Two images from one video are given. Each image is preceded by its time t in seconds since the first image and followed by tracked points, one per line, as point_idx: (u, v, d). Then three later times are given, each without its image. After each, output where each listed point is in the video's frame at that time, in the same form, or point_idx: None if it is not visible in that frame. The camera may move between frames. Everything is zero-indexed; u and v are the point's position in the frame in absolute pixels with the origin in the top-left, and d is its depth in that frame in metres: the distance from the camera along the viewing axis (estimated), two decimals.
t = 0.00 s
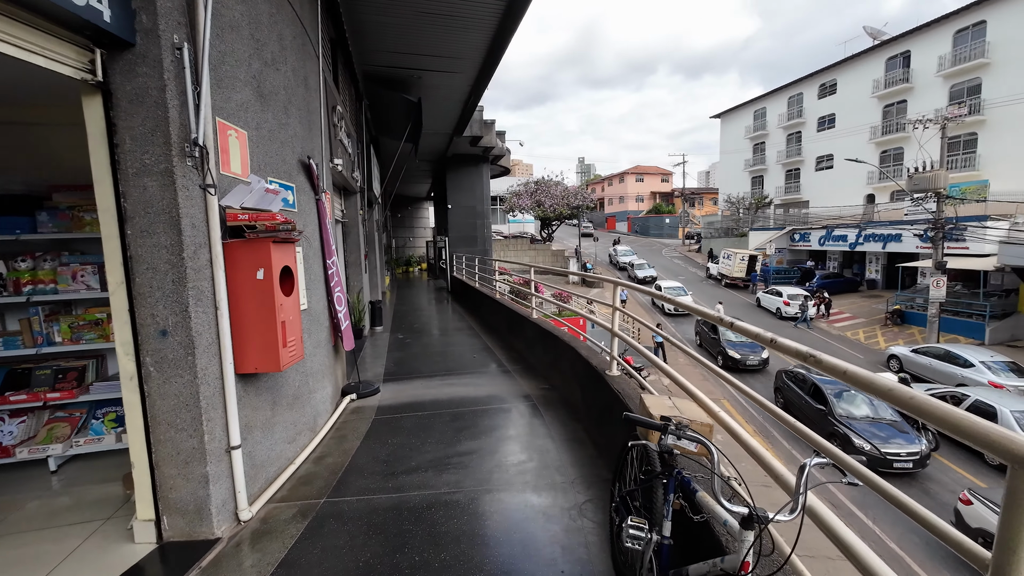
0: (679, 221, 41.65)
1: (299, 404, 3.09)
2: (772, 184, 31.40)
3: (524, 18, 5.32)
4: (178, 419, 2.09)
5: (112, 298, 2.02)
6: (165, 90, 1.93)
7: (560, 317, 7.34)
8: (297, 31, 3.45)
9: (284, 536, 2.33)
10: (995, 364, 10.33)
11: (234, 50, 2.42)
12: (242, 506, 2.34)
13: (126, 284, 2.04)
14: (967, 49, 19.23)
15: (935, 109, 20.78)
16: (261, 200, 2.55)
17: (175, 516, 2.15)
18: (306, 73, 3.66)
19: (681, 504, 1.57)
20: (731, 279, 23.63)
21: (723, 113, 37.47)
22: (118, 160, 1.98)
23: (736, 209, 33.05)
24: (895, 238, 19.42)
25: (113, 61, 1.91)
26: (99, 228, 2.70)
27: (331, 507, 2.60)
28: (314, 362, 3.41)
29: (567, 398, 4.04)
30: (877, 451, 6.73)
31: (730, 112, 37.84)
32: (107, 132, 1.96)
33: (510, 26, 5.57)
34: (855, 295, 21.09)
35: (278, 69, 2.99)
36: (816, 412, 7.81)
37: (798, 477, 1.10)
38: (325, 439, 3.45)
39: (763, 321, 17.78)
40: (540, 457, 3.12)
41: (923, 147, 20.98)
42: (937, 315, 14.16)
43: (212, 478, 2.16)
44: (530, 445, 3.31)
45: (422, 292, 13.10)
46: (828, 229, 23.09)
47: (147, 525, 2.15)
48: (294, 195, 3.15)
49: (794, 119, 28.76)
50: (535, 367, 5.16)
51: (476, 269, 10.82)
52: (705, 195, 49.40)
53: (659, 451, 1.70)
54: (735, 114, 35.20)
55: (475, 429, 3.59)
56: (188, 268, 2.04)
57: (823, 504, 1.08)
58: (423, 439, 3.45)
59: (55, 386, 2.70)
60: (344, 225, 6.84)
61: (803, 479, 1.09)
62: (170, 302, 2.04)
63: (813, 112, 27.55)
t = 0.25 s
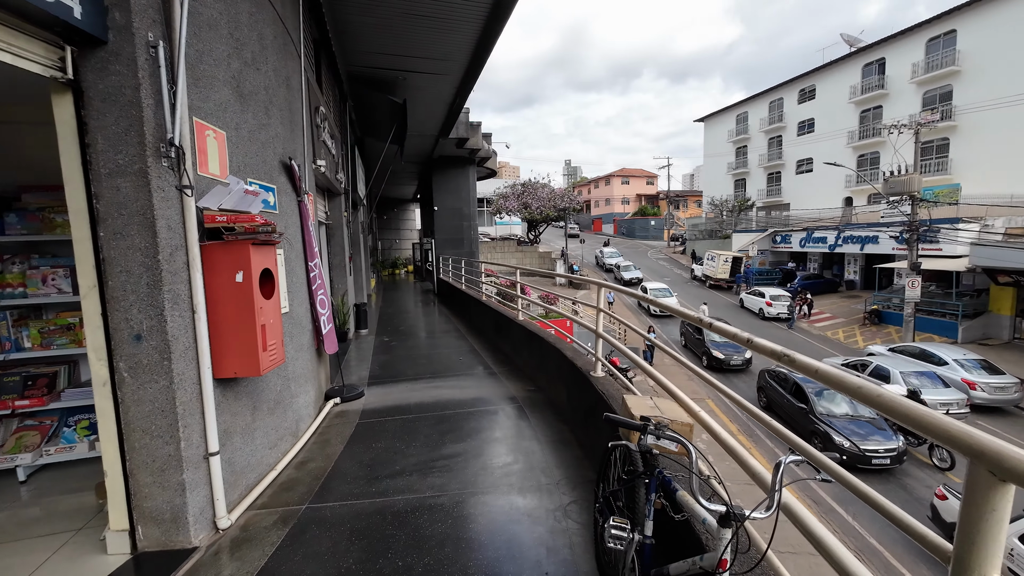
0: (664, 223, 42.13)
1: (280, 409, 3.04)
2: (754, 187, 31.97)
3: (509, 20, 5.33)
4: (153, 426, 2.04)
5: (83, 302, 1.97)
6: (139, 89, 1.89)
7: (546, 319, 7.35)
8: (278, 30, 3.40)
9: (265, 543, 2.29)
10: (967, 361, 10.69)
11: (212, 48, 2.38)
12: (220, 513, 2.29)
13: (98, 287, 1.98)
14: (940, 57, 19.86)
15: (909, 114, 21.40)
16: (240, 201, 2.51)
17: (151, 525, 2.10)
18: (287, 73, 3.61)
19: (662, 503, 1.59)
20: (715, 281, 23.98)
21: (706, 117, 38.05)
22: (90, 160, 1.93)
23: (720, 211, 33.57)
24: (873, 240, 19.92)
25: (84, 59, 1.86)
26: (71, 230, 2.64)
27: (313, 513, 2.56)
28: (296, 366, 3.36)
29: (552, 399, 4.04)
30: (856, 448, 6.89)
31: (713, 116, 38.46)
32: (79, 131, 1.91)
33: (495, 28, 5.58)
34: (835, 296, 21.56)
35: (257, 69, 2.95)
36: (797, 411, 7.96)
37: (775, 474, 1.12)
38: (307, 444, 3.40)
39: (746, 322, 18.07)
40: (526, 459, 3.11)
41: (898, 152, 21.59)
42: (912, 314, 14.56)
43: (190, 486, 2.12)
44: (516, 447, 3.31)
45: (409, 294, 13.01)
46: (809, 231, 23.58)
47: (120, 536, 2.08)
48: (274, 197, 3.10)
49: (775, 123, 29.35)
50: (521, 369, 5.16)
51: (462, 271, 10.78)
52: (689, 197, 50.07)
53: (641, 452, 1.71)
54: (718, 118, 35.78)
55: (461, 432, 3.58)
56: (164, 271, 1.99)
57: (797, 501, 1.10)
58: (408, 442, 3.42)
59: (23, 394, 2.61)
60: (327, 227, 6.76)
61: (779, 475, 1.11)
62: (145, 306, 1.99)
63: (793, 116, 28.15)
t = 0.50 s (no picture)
0: (652, 224, 42.48)
1: (264, 412, 2.99)
2: (740, 189, 32.39)
3: (497, 21, 5.33)
4: (132, 431, 1.99)
5: (59, 304, 1.92)
6: (117, 85, 1.84)
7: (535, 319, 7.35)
8: (262, 28, 3.36)
9: (248, 549, 2.25)
10: (946, 359, 10.96)
11: (193, 45, 2.33)
12: (202, 519, 2.24)
13: (74, 288, 1.93)
14: (919, 62, 20.34)
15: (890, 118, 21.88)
16: (223, 201, 2.46)
17: (129, 532, 2.04)
18: (272, 72, 3.56)
19: (649, 502, 1.60)
20: (702, 281, 24.22)
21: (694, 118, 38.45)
22: (65, 158, 1.88)
23: (707, 212, 33.95)
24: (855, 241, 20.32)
25: (59, 54, 1.82)
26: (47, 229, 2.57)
27: (299, 517, 2.52)
28: (281, 368, 3.31)
29: (541, 400, 4.04)
30: (840, 445, 7.02)
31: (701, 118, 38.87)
32: (54, 128, 1.86)
33: (483, 28, 5.58)
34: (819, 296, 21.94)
35: (241, 66, 2.90)
36: (783, 409, 8.08)
37: (758, 472, 1.12)
38: (293, 446, 3.36)
39: (733, 321, 18.30)
40: (514, 460, 3.11)
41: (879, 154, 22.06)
42: (894, 313, 14.87)
43: (170, 491, 2.07)
44: (505, 447, 3.30)
45: (398, 295, 12.92)
46: (794, 232, 23.96)
47: (97, 543, 2.03)
48: (258, 196, 3.06)
49: (761, 126, 29.76)
50: (510, 369, 5.16)
51: (451, 272, 10.74)
52: (677, 199, 50.56)
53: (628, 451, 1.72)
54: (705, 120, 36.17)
55: (449, 433, 3.56)
56: (143, 271, 1.95)
57: (780, 498, 1.11)
58: (395, 444, 3.39)
59: None
60: (314, 227, 6.69)
61: (761, 472, 1.12)
62: (123, 308, 1.94)
63: (778, 119, 28.59)
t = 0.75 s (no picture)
0: (643, 224, 42.74)
1: (252, 414, 2.95)
2: (729, 190, 32.73)
3: (488, 21, 5.34)
4: (114, 435, 1.95)
5: (37, 305, 1.87)
6: (99, 82, 1.81)
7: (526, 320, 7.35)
8: (249, 25, 3.31)
9: (234, 553, 2.21)
10: (930, 358, 11.11)
11: (178, 42, 2.30)
12: (187, 523, 2.21)
13: (54, 290, 1.88)
14: (903, 66, 20.72)
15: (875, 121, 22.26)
16: (209, 200, 2.42)
17: (112, 538, 2.00)
18: (259, 70, 3.52)
19: (638, 502, 1.60)
20: (692, 281, 24.41)
21: (684, 120, 38.77)
22: (45, 156, 1.84)
23: (697, 214, 34.24)
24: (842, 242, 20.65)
25: (38, 49, 1.78)
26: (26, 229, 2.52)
27: (287, 521, 2.49)
28: (269, 369, 3.27)
29: (532, 400, 4.05)
30: (827, 443, 7.12)
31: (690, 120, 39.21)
32: (33, 125, 1.82)
33: (474, 28, 5.58)
34: (807, 296, 22.24)
35: (228, 64, 2.87)
36: (771, 408, 8.17)
37: (746, 471, 1.13)
38: (281, 449, 3.32)
39: (723, 322, 18.49)
40: (505, 460, 3.10)
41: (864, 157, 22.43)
42: (879, 313, 15.13)
43: (153, 496, 2.03)
44: (496, 448, 3.29)
45: (389, 296, 12.85)
46: (782, 233, 24.27)
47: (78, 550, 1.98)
48: (246, 196, 3.02)
49: (749, 128, 30.09)
50: (501, 370, 5.15)
51: (443, 272, 10.71)
52: (667, 200, 50.96)
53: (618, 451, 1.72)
54: (694, 122, 36.49)
55: (439, 434, 3.54)
56: (125, 272, 1.91)
57: (767, 496, 1.12)
58: (385, 446, 3.37)
59: None
60: (303, 227, 6.63)
61: (749, 471, 1.13)
62: (105, 308, 1.90)
63: (767, 121, 28.95)
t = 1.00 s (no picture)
0: (635, 225, 42.91)
1: (240, 416, 2.91)
2: (720, 191, 32.98)
3: (480, 21, 5.33)
4: (97, 438, 1.91)
5: (18, 305, 1.83)
6: (81, 78, 1.77)
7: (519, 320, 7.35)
8: (238, 23, 3.27)
9: (222, 557, 2.18)
10: (916, 357, 11.29)
11: (164, 38, 2.26)
12: (174, 527, 2.17)
13: (35, 289, 1.84)
14: (890, 70, 21.04)
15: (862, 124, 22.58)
16: (196, 199, 2.39)
17: (95, 544, 1.96)
18: (248, 68, 3.48)
19: (628, 502, 1.60)
20: (684, 282, 24.55)
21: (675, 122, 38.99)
22: (26, 154, 1.80)
23: (688, 215, 34.46)
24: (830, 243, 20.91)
25: (18, 44, 1.74)
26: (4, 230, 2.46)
27: (275, 524, 2.46)
28: (258, 371, 3.23)
29: (524, 400, 4.04)
30: (816, 442, 7.20)
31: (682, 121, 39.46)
32: (14, 123, 1.78)
33: (467, 27, 5.56)
34: (796, 296, 22.47)
35: (215, 61, 2.83)
36: (761, 407, 8.24)
37: (733, 470, 1.14)
38: (270, 451, 3.28)
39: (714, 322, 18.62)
40: (497, 461, 3.09)
41: (853, 159, 22.75)
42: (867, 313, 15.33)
43: (138, 500, 1.99)
44: (488, 449, 3.28)
45: (381, 296, 12.77)
46: (772, 234, 24.52)
47: (60, 555, 1.94)
48: (234, 195, 2.98)
49: (740, 130, 30.36)
50: (493, 370, 5.15)
51: (435, 272, 10.67)
52: (659, 201, 51.23)
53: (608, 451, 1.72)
54: (686, 123, 36.73)
55: (431, 435, 3.52)
56: (109, 271, 1.87)
57: (756, 495, 1.12)
58: (376, 447, 3.34)
59: None
60: (293, 227, 6.56)
61: (738, 470, 1.13)
62: (88, 309, 1.87)
63: (757, 123, 29.24)
